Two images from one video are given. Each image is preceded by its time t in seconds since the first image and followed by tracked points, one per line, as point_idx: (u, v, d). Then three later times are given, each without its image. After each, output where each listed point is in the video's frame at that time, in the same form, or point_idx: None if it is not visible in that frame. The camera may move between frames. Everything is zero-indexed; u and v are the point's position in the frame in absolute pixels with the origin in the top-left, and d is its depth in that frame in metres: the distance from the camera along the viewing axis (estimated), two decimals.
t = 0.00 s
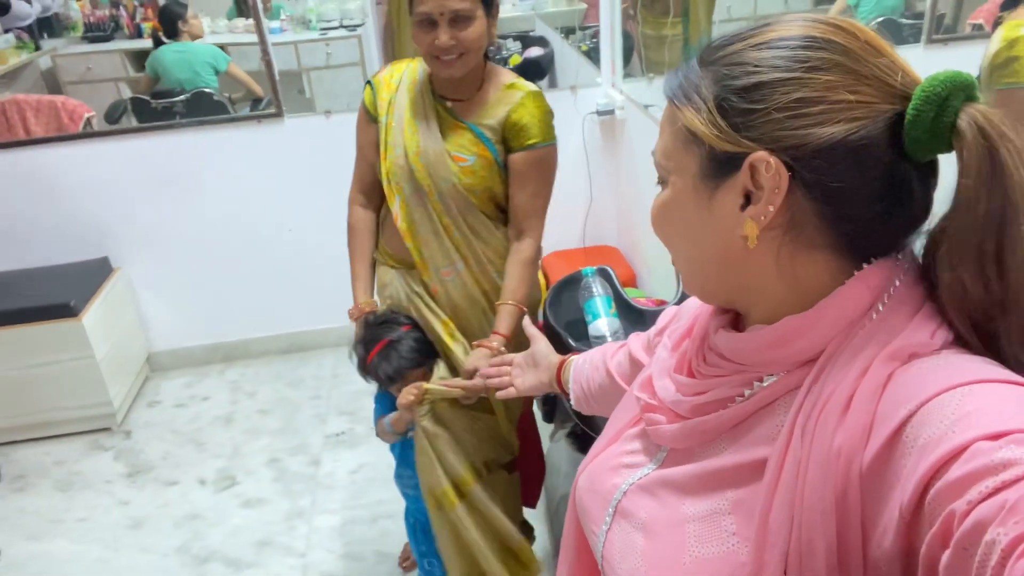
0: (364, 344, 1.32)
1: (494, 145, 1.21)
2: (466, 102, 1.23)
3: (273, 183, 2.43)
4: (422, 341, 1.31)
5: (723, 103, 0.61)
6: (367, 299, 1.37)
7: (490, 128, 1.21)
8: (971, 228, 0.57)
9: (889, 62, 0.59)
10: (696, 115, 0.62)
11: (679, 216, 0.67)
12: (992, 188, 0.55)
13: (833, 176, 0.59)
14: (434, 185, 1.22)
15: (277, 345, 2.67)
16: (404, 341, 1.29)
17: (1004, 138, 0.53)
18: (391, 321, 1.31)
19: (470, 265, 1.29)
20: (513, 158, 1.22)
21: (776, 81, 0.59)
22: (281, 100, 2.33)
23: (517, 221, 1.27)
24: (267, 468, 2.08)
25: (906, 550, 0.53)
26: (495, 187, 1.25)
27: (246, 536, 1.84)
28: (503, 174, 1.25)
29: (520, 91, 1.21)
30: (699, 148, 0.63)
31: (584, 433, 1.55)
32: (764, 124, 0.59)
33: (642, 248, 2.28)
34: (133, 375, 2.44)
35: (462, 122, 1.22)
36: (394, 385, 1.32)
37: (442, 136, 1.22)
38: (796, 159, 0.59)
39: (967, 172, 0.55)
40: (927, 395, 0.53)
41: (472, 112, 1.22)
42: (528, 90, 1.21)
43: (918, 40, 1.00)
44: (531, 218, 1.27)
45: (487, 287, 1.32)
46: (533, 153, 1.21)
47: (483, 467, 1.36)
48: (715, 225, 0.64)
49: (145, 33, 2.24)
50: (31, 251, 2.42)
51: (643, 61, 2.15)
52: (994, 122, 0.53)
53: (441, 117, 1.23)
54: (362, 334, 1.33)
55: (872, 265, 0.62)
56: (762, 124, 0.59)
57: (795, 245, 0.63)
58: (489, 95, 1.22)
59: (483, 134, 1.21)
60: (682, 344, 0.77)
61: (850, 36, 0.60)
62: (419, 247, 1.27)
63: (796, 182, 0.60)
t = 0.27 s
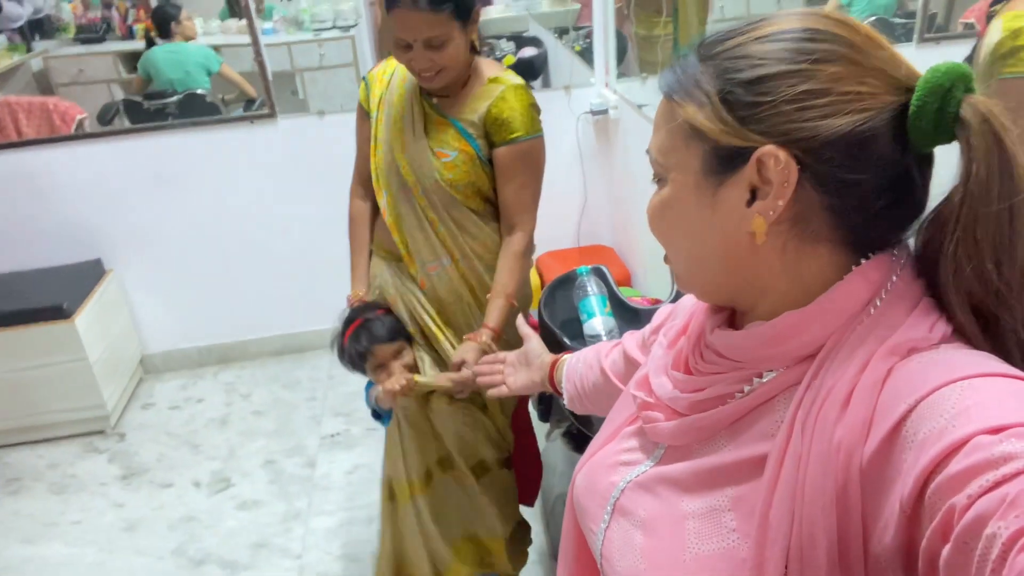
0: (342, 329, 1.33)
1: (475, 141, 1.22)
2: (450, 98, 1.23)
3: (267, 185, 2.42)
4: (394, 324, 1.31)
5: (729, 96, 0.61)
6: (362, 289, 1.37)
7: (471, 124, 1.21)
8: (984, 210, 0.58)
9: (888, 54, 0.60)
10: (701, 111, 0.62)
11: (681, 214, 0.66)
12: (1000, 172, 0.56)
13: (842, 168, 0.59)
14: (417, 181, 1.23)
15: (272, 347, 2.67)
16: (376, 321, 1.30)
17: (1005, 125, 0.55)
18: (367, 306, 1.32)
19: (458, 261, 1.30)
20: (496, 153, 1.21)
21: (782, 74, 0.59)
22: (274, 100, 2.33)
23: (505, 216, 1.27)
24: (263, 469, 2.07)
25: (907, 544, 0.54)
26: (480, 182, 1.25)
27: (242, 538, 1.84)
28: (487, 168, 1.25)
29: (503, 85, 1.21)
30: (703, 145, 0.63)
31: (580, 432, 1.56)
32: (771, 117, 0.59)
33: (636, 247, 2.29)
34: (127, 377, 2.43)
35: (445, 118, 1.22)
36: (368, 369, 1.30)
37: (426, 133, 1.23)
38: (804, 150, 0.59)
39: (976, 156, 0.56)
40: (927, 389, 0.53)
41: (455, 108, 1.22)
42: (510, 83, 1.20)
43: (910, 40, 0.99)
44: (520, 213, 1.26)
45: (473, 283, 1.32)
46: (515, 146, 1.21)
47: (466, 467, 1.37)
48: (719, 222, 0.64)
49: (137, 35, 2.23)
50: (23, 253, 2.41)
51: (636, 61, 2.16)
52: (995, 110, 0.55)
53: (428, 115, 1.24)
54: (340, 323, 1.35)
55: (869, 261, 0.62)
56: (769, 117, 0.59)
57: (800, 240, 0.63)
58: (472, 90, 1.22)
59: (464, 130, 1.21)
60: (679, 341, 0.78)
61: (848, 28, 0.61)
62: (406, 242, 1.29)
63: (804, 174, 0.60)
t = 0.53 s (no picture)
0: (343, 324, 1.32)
1: (473, 140, 1.23)
2: (446, 99, 1.24)
3: (264, 186, 2.42)
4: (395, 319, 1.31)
5: (720, 92, 0.61)
6: (361, 287, 1.37)
7: (468, 124, 1.22)
8: (972, 203, 0.58)
9: (878, 50, 0.61)
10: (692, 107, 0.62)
11: (671, 210, 0.66)
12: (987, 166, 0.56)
13: (834, 161, 0.59)
14: (415, 183, 1.24)
15: (269, 348, 2.66)
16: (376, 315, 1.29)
17: (992, 119, 0.55)
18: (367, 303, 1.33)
19: (460, 259, 1.30)
20: (496, 151, 1.23)
21: (775, 70, 0.59)
22: (271, 103, 2.33)
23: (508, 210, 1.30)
24: (260, 470, 2.07)
25: (903, 540, 0.54)
26: (480, 180, 1.26)
27: (239, 539, 1.84)
28: (487, 167, 1.26)
29: (498, 84, 1.22)
30: (693, 141, 0.63)
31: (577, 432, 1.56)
32: (763, 111, 0.59)
33: (633, 247, 2.29)
34: (124, 379, 2.43)
35: (441, 119, 1.23)
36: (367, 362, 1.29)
37: (422, 133, 1.24)
38: (796, 145, 0.59)
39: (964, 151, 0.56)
40: (918, 385, 0.53)
41: (450, 108, 1.24)
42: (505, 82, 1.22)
43: (905, 39, 1.00)
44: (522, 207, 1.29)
45: (473, 278, 1.31)
46: (518, 144, 1.23)
47: (473, 465, 1.35)
48: (709, 218, 0.64)
49: (135, 36, 2.23)
50: (21, 255, 2.41)
51: (632, 61, 2.16)
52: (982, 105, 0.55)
53: (422, 115, 1.25)
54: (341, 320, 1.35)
55: (861, 257, 0.62)
56: (761, 112, 0.59)
57: (791, 235, 0.63)
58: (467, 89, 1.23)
59: (461, 130, 1.22)
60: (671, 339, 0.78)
61: (837, 24, 0.61)
62: (406, 242, 1.29)
63: (795, 168, 0.60)
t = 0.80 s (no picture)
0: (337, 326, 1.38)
1: (471, 140, 1.24)
2: (441, 99, 1.25)
3: (258, 189, 2.42)
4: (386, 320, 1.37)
5: (711, 92, 0.61)
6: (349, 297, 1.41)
7: (466, 123, 1.23)
8: (958, 201, 0.59)
9: (865, 52, 0.61)
10: (681, 107, 0.63)
11: (662, 209, 0.67)
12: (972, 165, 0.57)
13: (824, 162, 0.60)
14: (414, 184, 1.24)
15: (264, 351, 2.66)
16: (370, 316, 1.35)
17: (976, 121, 0.56)
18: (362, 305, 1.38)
19: (457, 262, 1.30)
20: (496, 150, 1.25)
21: (763, 69, 0.60)
22: (265, 106, 2.33)
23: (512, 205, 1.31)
24: (254, 474, 2.07)
25: (891, 536, 0.54)
26: (478, 180, 1.27)
27: (232, 543, 1.83)
28: (486, 166, 1.27)
29: (494, 84, 1.24)
30: (684, 141, 0.63)
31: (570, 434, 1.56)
32: (755, 111, 0.59)
33: (628, 250, 2.29)
34: (118, 382, 2.43)
35: (436, 119, 1.24)
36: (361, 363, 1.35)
37: (418, 135, 1.25)
38: (788, 146, 0.59)
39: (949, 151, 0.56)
40: (904, 383, 0.53)
41: (446, 109, 1.24)
42: (501, 81, 1.24)
43: (899, 42, 1.01)
44: (524, 204, 1.31)
45: (471, 283, 1.32)
46: (521, 141, 1.24)
47: (466, 467, 1.35)
48: (701, 218, 0.64)
49: (130, 40, 2.24)
50: (15, 258, 2.41)
51: (627, 65, 2.17)
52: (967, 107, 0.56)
53: (417, 117, 1.25)
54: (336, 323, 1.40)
55: (846, 256, 0.63)
56: (753, 112, 0.59)
57: (781, 236, 0.63)
58: (463, 89, 1.25)
59: (459, 130, 1.23)
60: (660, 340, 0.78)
61: (827, 26, 0.61)
62: (404, 245, 1.28)
63: (786, 167, 0.60)
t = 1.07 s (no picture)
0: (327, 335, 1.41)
1: (456, 148, 1.26)
2: (427, 106, 1.29)
3: (246, 198, 2.41)
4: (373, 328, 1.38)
5: (840, 66, 0.55)
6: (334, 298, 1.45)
7: (450, 131, 1.25)
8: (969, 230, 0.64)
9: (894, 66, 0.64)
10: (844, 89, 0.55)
11: (774, 191, 0.55)
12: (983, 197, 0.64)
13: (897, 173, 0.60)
14: (399, 190, 1.27)
15: (252, 361, 2.64)
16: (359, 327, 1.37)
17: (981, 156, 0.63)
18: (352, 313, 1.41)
19: (440, 267, 1.33)
20: (481, 159, 1.26)
21: (885, 74, 0.58)
22: (253, 114, 2.31)
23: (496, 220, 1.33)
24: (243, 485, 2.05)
25: (872, 533, 0.53)
26: (463, 187, 1.29)
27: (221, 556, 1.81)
28: (471, 173, 1.29)
29: (479, 92, 1.26)
30: (839, 128, 0.55)
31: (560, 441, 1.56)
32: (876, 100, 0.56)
33: (617, 256, 2.30)
34: (103, 394, 2.40)
35: (422, 127, 1.27)
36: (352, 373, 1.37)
37: (403, 142, 1.27)
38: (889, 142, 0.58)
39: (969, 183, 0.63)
40: (885, 379, 0.53)
41: (431, 116, 1.27)
42: (487, 90, 1.27)
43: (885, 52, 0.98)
44: (508, 215, 1.32)
45: (455, 287, 1.34)
46: (501, 152, 1.25)
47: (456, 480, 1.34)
48: (808, 209, 0.56)
49: (116, 48, 2.24)
50: None
51: (615, 71, 2.19)
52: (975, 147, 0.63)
53: (403, 124, 1.28)
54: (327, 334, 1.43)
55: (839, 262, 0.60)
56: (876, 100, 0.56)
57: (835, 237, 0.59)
58: (449, 97, 1.27)
59: (444, 137, 1.25)
60: (647, 343, 0.78)
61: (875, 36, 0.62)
62: (388, 250, 1.32)
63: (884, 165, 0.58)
